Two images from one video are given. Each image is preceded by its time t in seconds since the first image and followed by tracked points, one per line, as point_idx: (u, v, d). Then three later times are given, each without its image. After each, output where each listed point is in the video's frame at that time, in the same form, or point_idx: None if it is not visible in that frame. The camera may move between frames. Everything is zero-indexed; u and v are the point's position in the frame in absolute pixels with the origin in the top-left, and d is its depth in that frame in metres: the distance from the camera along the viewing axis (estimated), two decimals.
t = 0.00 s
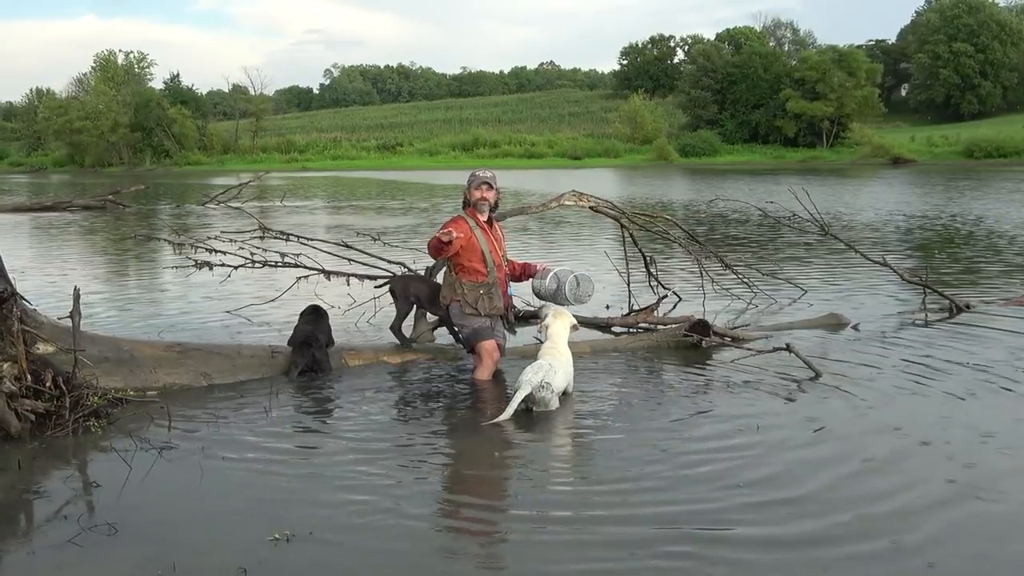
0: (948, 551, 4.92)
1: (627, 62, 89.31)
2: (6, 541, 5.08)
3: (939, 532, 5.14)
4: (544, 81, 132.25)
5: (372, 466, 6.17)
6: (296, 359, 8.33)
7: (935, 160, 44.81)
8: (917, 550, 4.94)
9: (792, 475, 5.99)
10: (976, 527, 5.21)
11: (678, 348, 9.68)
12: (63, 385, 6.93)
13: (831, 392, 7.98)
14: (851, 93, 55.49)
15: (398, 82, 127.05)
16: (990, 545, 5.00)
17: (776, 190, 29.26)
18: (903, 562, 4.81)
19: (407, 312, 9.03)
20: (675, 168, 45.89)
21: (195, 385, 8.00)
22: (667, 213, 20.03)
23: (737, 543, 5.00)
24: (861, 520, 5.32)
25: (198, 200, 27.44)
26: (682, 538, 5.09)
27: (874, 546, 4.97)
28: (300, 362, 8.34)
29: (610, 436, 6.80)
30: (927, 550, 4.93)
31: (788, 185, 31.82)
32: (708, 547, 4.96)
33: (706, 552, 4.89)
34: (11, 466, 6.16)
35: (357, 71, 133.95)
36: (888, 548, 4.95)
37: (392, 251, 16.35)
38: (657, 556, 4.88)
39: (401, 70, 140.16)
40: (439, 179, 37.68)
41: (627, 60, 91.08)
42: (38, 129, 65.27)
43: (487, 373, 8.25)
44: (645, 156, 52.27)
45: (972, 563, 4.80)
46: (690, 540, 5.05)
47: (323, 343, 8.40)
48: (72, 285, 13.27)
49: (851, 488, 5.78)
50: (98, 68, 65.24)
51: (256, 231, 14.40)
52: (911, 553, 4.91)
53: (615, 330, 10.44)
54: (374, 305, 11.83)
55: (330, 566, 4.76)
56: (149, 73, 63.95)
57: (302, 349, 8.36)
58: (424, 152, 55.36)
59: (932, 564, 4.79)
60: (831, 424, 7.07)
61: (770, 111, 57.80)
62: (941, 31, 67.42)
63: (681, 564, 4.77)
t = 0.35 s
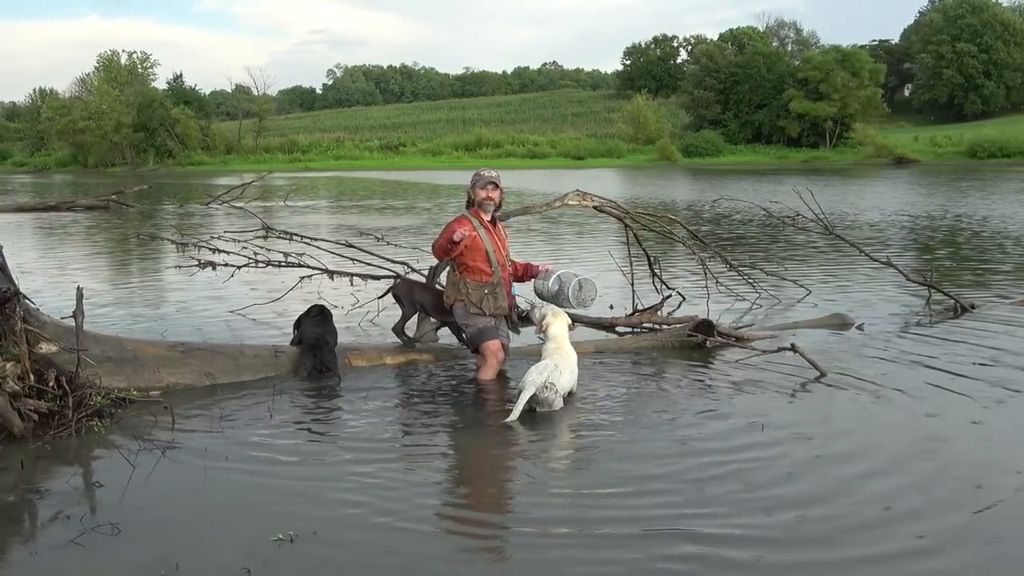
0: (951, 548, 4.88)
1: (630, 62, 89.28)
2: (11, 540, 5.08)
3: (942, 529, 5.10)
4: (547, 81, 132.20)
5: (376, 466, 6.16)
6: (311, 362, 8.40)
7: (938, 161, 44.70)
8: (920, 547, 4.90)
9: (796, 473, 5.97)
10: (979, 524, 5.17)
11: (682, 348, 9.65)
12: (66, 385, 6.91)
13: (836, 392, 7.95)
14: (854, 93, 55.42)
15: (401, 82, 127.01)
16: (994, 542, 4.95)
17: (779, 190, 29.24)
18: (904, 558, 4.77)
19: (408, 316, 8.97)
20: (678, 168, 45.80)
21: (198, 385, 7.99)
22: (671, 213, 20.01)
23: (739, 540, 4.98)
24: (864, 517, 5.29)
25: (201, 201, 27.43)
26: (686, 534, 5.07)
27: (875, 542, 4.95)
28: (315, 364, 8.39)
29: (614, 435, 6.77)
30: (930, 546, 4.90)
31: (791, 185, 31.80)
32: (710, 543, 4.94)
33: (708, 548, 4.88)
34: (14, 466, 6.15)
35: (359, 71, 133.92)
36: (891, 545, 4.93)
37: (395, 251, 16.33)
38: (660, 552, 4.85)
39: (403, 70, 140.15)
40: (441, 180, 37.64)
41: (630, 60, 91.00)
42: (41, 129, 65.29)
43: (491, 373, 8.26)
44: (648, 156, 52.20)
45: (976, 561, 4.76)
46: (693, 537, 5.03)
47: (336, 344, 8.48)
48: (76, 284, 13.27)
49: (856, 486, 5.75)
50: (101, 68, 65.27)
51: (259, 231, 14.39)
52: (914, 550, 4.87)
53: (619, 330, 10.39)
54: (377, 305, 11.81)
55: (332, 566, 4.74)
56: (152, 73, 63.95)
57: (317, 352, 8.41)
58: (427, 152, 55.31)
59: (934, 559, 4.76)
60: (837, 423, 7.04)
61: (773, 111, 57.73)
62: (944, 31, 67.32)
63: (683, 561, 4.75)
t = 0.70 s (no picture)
0: (957, 553, 4.85)
1: (633, 62, 89.24)
2: (15, 538, 5.08)
3: (950, 534, 5.06)
4: (550, 81, 132.17)
5: (381, 465, 6.15)
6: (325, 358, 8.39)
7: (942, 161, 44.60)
8: (927, 551, 4.86)
9: (805, 476, 5.93)
10: (991, 530, 5.10)
11: (686, 348, 9.63)
12: (70, 384, 6.89)
13: (841, 392, 7.92)
14: (858, 93, 55.36)
15: (404, 82, 127.07)
16: (1000, 546, 4.91)
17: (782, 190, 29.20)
18: (911, 562, 4.73)
19: (412, 319, 8.95)
20: (681, 168, 45.76)
21: (202, 383, 7.98)
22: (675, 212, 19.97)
23: (748, 543, 4.96)
24: (871, 521, 5.25)
25: (204, 201, 27.44)
26: (694, 539, 5.03)
27: (881, 542, 4.96)
28: (325, 356, 8.40)
29: (620, 435, 6.74)
30: (938, 550, 4.86)
31: (794, 185, 31.78)
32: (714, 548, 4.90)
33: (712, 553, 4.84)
34: (18, 464, 6.14)
35: (363, 70, 133.99)
36: (897, 549, 4.89)
37: (398, 251, 16.31)
38: (668, 557, 4.81)
39: (406, 70, 140.12)
40: (444, 180, 37.63)
41: (633, 60, 90.96)
42: (44, 128, 65.38)
43: (500, 371, 8.26)
44: (652, 157, 52.15)
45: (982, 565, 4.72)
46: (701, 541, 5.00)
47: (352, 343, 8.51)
48: (79, 284, 13.27)
49: (863, 489, 5.71)
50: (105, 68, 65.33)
51: (262, 230, 14.39)
52: (921, 553, 4.84)
53: (623, 330, 10.37)
54: (381, 305, 11.79)
55: (338, 565, 4.73)
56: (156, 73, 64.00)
57: (328, 340, 8.44)
58: (430, 153, 55.31)
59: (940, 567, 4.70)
60: (843, 423, 7.02)
61: (777, 111, 57.67)
62: (948, 31, 67.20)
63: (690, 565, 4.72)
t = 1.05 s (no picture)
0: (968, 558, 4.81)
1: (638, 62, 89.27)
2: (22, 539, 5.08)
3: (961, 538, 5.02)
4: (555, 82, 132.16)
5: (387, 466, 6.15)
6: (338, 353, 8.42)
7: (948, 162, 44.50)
8: (938, 554, 4.83)
9: (813, 478, 5.89)
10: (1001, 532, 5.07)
11: (692, 348, 9.62)
12: (76, 385, 6.89)
13: (848, 392, 7.91)
14: (862, 94, 55.29)
15: (409, 82, 127.25)
16: (1011, 550, 4.87)
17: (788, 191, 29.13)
18: (921, 567, 4.69)
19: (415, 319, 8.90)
20: (686, 169, 45.72)
21: (208, 384, 7.98)
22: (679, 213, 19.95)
23: (757, 546, 4.93)
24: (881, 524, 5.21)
25: (209, 202, 27.48)
26: (703, 541, 5.00)
27: (887, 544, 4.95)
28: (328, 344, 8.39)
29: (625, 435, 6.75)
30: (948, 554, 4.83)
31: (800, 186, 31.75)
32: (723, 551, 4.87)
33: (720, 557, 4.82)
34: (25, 465, 6.14)
35: (367, 71, 134.11)
36: (907, 554, 4.85)
37: (403, 251, 16.33)
38: (677, 560, 4.78)
39: (411, 70, 140.18)
40: (448, 181, 37.64)
41: (637, 61, 90.91)
42: (50, 129, 65.66)
43: (505, 373, 8.25)
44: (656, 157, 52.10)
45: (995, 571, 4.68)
46: (708, 543, 4.97)
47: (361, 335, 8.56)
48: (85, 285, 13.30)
49: (871, 491, 5.68)
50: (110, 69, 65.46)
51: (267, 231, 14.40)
52: (930, 558, 4.80)
53: (629, 330, 10.36)
54: (386, 306, 11.80)
55: (344, 567, 4.72)
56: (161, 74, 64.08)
57: (328, 328, 8.45)
58: (434, 154, 55.34)
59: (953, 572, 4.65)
60: (849, 423, 7.01)
61: (781, 112, 57.62)
62: (953, 31, 67.06)
63: (699, 568, 4.69)
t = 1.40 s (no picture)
0: (981, 559, 4.77)
1: (643, 62, 89.19)
2: (32, 539, 5.10)
3: (972, 540, 4.99)
4: (560, 82, 132.11)
5: (394, 465, 6.15)
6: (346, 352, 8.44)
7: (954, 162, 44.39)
8: (945, 554, 4.82)
9: (823, 479, 5.87)
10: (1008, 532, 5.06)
11: (699, 348, 9.62)
12: (84, 384, 6.90)
13: (854, 393, 7.89)
14: (868, 94, 55.18)
15: (413, 82, 127.32)
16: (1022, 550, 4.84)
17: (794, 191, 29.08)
18: (932, 567, 4.67)
19: (424, 318, 8.89)
20: (692, 170, 45.66)
21: (216, 384, 8.00)
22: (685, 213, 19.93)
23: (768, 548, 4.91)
24: (893, 525, 5.19)
25: (215, 202, 27.53)
26: (714, 542, 4.99)
27: (895, 544, 4.95)
28: (333, 347, 8.41)
29: (633, 436, 6.74)
30: (961, 555, 4.80)
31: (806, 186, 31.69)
32: (734, 553, 4.85)
33: (731, 558, 4.80)
34: (33, 465, 6.16)
35: (372, 71, 134.12)
36: (919, 556, 4.82)
37: (409, 251, 16.34)
38: (688, 562, 4.76)
39: (416, 70, 140.19)
40: (453, 181, 37.65)
41: (642, 61, 90.80)
42: (56, 129, 65.88)
43: (511, 373, 8.25)
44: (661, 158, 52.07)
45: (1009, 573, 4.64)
46: (719, 545, 4.95)
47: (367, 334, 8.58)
48: (92, 285, 13.34)
49: (878, 491, 5.67)
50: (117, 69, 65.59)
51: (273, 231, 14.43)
52: (943, 560, 4.76)
53: (636, 330, 10.35)
54: (392, 306, 11.81)
55: (353, 568, 4.71)
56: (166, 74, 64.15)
57: (333, 330, 8.47)
58: (440, 154, 55.36)
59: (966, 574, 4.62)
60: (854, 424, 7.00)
61: (787, 112, 57.55)
62: (959, 31, 66.86)
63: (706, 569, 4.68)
